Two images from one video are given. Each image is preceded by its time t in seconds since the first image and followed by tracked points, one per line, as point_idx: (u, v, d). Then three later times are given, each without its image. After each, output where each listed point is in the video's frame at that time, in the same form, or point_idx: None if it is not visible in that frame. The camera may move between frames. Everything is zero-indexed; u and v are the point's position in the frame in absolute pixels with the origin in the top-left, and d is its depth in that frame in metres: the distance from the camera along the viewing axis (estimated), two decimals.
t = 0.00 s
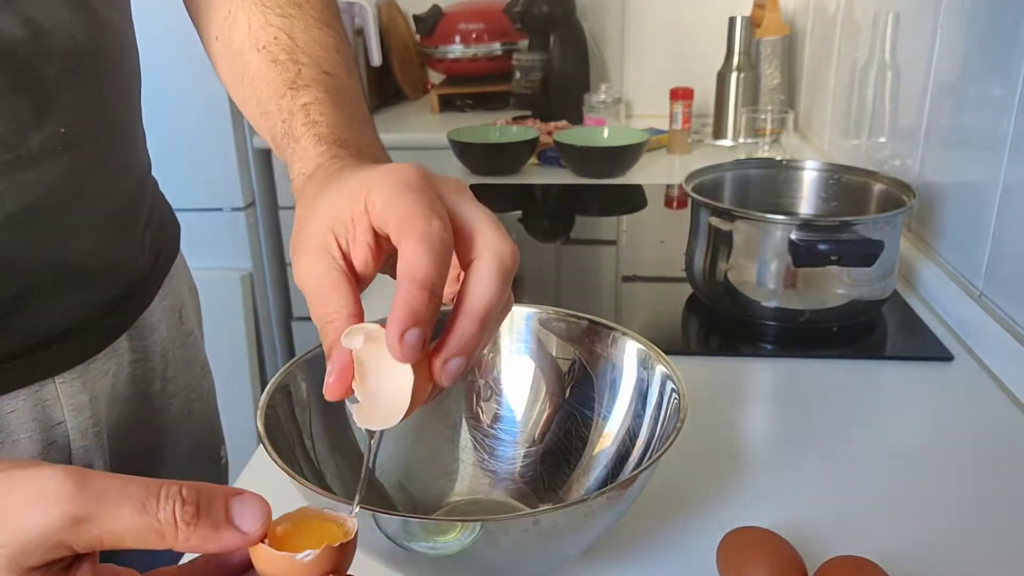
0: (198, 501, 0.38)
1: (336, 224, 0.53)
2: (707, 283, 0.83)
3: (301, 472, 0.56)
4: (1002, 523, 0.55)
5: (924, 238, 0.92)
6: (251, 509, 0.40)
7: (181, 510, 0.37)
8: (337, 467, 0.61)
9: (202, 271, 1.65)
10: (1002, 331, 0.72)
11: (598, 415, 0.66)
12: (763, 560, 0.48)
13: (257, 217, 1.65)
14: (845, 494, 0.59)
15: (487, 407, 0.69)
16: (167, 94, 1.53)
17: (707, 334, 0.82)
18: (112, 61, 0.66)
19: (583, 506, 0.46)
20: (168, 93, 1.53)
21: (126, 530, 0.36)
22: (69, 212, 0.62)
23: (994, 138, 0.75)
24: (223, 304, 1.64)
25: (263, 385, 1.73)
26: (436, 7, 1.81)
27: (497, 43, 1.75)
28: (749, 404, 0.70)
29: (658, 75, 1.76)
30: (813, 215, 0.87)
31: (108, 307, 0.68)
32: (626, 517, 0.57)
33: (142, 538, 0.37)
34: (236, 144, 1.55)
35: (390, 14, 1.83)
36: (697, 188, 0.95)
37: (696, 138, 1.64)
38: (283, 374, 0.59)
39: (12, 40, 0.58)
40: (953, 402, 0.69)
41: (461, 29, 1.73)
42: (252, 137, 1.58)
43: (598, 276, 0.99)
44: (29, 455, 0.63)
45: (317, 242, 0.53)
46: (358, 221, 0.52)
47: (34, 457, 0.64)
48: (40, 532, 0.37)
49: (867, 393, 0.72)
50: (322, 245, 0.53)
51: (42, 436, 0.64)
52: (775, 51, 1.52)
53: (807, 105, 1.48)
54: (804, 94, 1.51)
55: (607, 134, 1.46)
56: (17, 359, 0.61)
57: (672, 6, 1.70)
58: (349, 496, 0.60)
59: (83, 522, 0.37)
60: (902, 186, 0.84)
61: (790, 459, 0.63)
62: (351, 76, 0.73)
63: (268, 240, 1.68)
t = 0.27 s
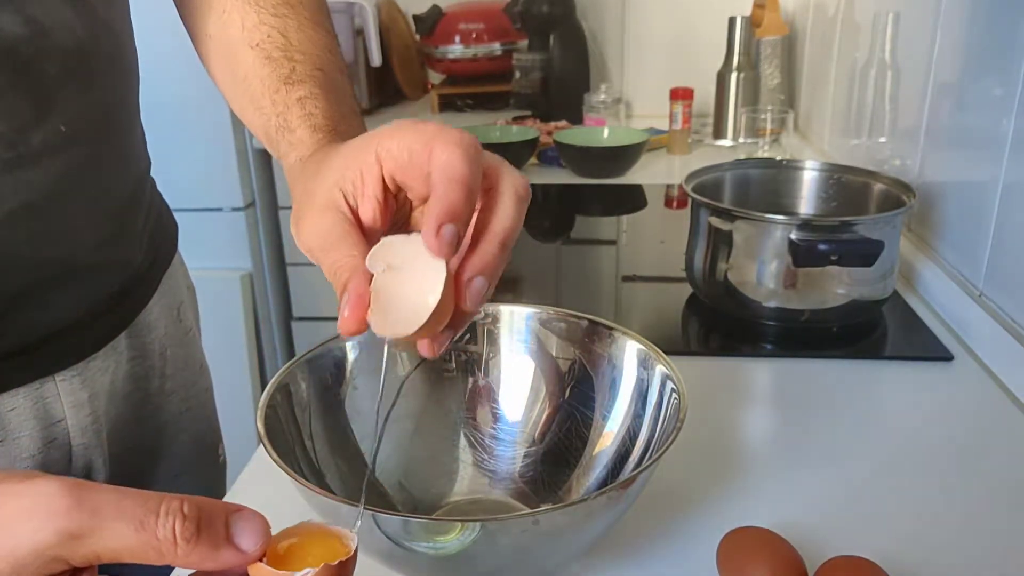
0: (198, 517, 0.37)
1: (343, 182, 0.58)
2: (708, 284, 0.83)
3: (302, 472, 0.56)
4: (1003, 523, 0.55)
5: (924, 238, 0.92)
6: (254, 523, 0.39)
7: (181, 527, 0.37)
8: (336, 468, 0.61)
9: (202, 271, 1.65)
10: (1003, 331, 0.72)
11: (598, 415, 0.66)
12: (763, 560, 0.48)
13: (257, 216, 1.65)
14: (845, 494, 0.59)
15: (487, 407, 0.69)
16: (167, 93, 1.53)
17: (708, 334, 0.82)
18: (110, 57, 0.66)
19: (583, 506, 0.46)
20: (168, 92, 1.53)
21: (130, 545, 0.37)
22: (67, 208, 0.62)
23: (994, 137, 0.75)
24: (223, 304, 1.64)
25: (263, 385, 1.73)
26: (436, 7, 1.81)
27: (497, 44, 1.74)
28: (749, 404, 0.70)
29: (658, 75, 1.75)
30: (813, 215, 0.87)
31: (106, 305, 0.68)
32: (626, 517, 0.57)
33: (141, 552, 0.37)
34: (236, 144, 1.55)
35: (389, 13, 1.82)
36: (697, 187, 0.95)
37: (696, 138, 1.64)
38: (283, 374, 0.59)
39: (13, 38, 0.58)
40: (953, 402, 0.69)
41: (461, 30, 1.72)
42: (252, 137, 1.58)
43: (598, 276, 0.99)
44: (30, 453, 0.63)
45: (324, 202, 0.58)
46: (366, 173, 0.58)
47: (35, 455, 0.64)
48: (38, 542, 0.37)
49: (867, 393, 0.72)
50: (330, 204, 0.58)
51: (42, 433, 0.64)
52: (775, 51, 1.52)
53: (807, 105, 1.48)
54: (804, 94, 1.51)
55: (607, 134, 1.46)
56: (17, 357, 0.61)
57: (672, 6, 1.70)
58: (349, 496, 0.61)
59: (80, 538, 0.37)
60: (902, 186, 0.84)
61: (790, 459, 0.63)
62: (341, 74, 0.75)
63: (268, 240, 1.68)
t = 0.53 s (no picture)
0: (196, 537, 0.37)
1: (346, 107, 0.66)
2: (708, 284, 0.83)
3: (302, 472, 0.56)
4: (1003, 523, 0.55)
5: (924, 238, 0.92)
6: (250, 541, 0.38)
7: (178, 546, 0.36)
8: (337, 467, 0.61)
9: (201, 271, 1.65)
10: (1002, 331, 0.72)
11: (598, 415, 0.66)
12: (762, 560, 0.48)
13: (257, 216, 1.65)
14: (844, 494, 0.59)
15: (487, 406, 0.70)
16: (167, 93, 1.53)
17: (707, 334, 0.82)
18: (113, 60, 0.66)
19: (583, 506, 0.46)
20: (168, 92, 1.53)
21: None
22: (71, 208, 0.62)
23: (994, 137, 0.75)
24: (223, 304, 1.64)
25: (263, 384, 1.73)
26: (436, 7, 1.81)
27: (497, 43, 1.75)
28: (749, 405, 0.70)
29: (658, 75, 1.75)
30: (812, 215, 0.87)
31: (109, 303, 0.68)
32: (626, 516, 0.57)
33: (139, 568, 0.37)
34: (236, 144, 1.55)
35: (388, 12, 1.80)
36: (697, 187, 0.95)
37: (696, 138, 1.64)
38: (283, 374, 0.59)
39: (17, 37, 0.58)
40: (953, 402, 0.69)
41: (461, 30, 1.74)
42: (252, 137, 1.58)
43: (598, 275, 1.00)
44: (35, 450, 0.64)
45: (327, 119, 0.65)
46: (371, 98, 0.66)
47: (40, 452, 0.64)
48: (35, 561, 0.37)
49: (867, 393, 0.72)
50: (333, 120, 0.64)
51: (47, 430, 0.64)
52: (775, 50, 1.51)
53: (807, 105, 1.48)
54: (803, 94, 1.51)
55: (607, 134, 1.46)
56: (21, 354, 0.61)
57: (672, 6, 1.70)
58: (349, 496, 0.60)
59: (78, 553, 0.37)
60: (902, 186, 0.84)
61: (790, 459, 0.63)
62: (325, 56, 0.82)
63: (268, 240, 1.68)
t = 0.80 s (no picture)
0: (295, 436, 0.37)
1: None
2: (707, 284, 0.83)
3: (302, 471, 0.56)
4: (1002, 523, 0.55)
5: (923, 237, 0.92)
6: (437, 357, 0.40)
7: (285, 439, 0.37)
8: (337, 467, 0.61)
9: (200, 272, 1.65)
10: (1002, 331, 0.72)
11: (598, 414, 0.66)
12: (761, 560, 0.48)
13: (257, 216, 1.65)
14: (844, 494, 0.59)
15: (486, 405, 0.70)
16: (166, 94, 1.53)
17: (707, 334, 0.82)
18: (108, 65, 0.69)
19: (582, 506, 0.46)
20: (167, 93, 1.53)
21: (333, 407, 0.35)
22: (72, 206, 0.66)
23: (994, 137, 0.75)
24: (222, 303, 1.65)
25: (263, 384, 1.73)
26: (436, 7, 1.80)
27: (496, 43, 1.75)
28: (748, 404, 0.70)
29: (658, 75, 1.75)
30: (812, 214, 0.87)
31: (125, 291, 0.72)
32: (626, 516, 0.57)
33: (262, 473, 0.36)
34: (236, 144, 1.56)
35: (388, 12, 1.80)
36: (697, 187, 0.95)
37: (696, 138, 1.64)
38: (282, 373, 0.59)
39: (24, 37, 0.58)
40: (952, 402, 0.69)
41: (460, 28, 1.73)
42: (253, 135, 1.60)
43: (597, 275, 1.00)
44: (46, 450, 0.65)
45: None
46: None
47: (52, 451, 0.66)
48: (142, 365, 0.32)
49: (866, 393, 0.72)
50: None
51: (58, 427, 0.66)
52: (774, 50, 1.51)
53: (806, 105, 1.48)
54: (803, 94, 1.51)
55: (606, 134, 1.46)
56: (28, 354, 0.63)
57: (672, 6, 1.70)
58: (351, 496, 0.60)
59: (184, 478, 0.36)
60: (901, 185, 0.84)
61: (790, 459, 0.63)
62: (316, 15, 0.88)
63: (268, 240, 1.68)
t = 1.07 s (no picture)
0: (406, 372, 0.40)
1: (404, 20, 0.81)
2: (707, 284, 0.83)
3: (301, 470, 0.56)
4: (1002, 523, 0.55)
5: (923, 238, 0.92)
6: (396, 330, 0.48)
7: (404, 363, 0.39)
8: (337, 466, 0.61)
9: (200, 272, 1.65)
10: (1001, 331, 0.72)
11: (598, 414, 0.66)
12: (761, 560, 0.48)
13: (257, 216, 1.66)
14: (845, 494, 0.59)
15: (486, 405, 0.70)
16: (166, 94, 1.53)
17: (706, 334, 0.82)
18: (116, 70, 0.70)
19: (582, 506, 0.46)
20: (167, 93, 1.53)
21: (476, 367, 0.39)
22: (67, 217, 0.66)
23: (994, 137, 0.75)
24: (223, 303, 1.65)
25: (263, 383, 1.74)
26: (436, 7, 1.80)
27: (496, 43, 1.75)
28: (749, 404, 0.70)
29: (658, 75, 1.75)
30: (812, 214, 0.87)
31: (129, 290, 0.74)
32: (628, 516, 0.58)
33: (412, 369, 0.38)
34: (236, 144, 1.56)
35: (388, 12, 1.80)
36: (697, 187, 0.95)
37: (696, 138, 1.64)
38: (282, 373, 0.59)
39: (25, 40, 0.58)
40: (951, 402, 0.70)
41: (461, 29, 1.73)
42: (253, 136, 1.60)
43: (597, 275, 1.00)
44: (59, 441, 0.68)
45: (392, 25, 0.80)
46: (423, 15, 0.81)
47: (65, 443, 0.69)
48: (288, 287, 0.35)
49: (866, 393, 0.72)
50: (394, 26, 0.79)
51: (71, 420, 0.69)
52: (774, 51, 1.51)
53: (806, 105, 1.48)
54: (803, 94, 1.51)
55: (606, 134, 1.47)
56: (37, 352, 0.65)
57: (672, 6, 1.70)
58: (350, 495, 0.60)
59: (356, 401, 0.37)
60: (901, 186, 0.84)
61: (790, 459, 0.63)
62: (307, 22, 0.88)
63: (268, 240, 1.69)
